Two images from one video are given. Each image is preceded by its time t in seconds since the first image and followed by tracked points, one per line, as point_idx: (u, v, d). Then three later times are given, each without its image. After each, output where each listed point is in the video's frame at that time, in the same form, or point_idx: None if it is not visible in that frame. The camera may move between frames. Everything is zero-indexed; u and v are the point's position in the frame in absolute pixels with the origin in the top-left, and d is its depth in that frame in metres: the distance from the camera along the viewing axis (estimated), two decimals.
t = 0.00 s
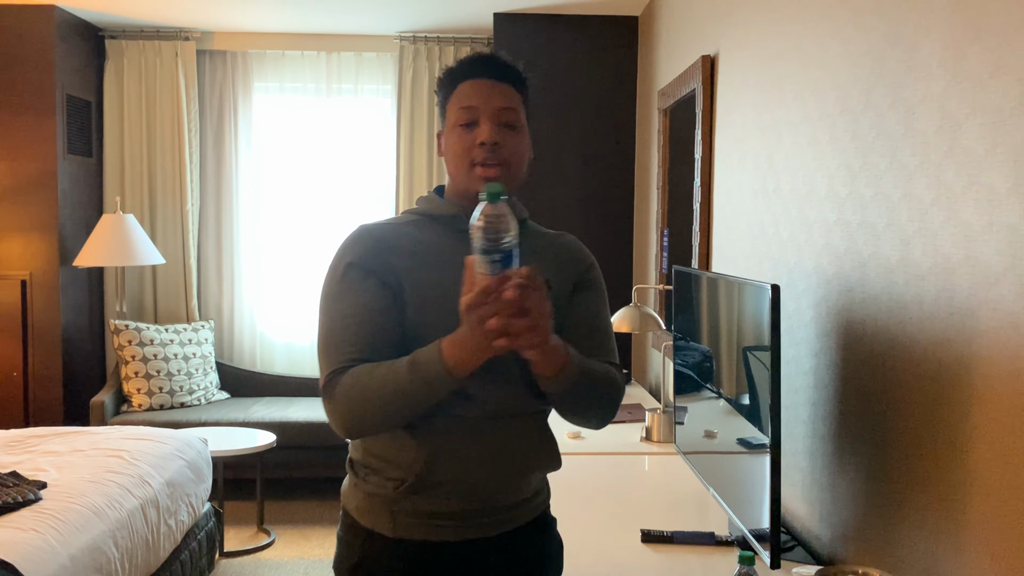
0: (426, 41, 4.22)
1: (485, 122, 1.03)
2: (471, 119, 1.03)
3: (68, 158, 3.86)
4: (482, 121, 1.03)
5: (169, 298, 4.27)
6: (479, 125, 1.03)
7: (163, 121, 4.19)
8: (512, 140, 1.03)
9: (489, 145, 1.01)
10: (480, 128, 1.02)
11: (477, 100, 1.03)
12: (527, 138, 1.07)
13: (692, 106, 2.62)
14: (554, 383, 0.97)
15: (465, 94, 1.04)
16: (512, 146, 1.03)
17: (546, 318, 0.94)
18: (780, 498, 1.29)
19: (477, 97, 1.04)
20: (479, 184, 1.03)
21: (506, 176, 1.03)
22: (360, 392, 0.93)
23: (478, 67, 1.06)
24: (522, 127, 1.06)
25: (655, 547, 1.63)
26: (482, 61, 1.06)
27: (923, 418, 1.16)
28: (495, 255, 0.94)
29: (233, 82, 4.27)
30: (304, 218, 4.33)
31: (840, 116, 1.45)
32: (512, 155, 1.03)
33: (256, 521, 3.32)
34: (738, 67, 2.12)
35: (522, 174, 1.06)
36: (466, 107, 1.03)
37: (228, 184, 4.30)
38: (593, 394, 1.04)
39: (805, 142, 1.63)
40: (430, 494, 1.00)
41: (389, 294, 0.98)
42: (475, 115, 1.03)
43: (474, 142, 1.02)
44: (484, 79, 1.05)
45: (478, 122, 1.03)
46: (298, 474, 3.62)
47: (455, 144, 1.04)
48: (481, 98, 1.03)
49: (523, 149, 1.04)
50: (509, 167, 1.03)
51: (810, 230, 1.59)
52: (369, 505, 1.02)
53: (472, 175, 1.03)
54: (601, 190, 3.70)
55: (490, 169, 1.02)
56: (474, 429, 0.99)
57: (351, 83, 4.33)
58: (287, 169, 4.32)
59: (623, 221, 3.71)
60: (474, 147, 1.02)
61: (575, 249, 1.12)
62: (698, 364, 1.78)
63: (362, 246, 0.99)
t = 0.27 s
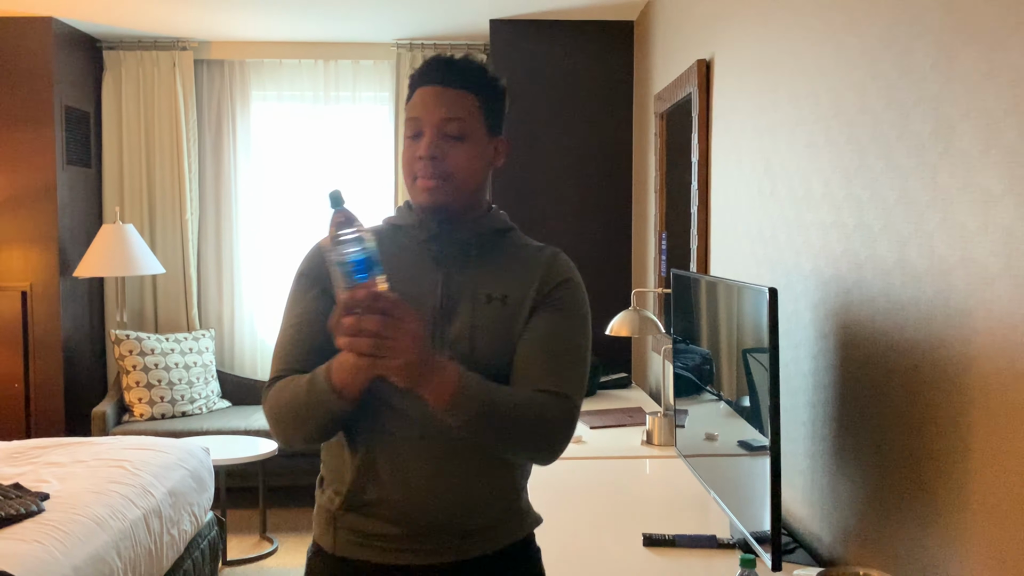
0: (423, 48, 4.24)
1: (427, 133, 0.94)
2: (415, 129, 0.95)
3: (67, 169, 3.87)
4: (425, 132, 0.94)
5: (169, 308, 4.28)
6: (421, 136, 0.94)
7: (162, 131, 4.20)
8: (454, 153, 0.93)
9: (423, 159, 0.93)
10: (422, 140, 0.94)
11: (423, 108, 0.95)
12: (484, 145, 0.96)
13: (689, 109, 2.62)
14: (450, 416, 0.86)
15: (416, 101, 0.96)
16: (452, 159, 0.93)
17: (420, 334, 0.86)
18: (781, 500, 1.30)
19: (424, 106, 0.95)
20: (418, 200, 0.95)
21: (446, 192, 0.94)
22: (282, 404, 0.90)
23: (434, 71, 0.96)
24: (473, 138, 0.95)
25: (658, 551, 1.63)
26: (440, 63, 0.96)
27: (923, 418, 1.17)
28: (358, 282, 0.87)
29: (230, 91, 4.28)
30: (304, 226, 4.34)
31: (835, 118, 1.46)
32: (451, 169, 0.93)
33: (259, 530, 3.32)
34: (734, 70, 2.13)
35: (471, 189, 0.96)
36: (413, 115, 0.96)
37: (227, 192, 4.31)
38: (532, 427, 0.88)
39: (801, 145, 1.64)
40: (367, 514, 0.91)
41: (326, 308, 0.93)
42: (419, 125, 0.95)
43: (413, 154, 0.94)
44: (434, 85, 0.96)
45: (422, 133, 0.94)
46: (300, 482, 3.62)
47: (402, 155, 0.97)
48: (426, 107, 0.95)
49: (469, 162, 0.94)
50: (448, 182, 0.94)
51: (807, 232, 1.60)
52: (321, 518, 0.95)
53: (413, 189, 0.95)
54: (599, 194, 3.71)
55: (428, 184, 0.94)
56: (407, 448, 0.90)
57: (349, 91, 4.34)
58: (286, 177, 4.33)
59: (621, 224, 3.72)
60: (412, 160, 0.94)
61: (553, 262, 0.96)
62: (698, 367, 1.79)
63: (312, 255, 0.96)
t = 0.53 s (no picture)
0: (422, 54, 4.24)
1: (386, 140, 0.94)
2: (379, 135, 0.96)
3: (67, 178, 3.87)
4: (385, 139, 0.95)
5: (170, 315, 4.28)
6: (382, 143, 0.95)
7: (161, 139, 4.21)
8: (408, 158, 0.93)
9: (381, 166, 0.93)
10: (382, 147, 0.95)
11: (384, 113, 0.95)
12: (448, 148, 0.95)
13: (687, 114, 2.63)
14: (355, 429, 0.80)
15: (382, 107, 0.97)
16: (406, 164, 0.93)
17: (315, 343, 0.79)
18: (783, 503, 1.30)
19: (385, 111, 0.95)
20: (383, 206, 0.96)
21: (405, 197, 0.94)
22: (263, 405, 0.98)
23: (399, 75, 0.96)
24: (430, 139, 0.93)
25: (660, 555, 1.63)
26: (405, 66, 0.96)
27: (923, 420, 1.17)
28: (237, 307, 0.90)
29: (230, 99, 4.29)
30: (304, 232, 4.34)
31: (833, 122, 1.46)
32: (406, 174, 0.93)
33: (261, 537, 3.32)
34: (732, 74, 2.13)
35: (432, 191, 0.95)
36: (377, 122, 0.96)
37: (227, 200, 4.31)
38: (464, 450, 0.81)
39: (799, 149, 1.64)
40: (348, 517, 0.93)
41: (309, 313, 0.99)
42: (381, 131, 0.95)
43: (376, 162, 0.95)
44: (399, 87, 0.95)
45: (383, 139, 0.95)
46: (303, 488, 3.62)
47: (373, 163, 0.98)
48: (386, 113, 0.95)
49: (423, 165, 0.93)
50: (404, 188, 0.94)
51: (807, 236, 1.60)
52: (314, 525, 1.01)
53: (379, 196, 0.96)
54: (599, 198, 3.71)
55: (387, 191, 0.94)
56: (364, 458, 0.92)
57: (348, 98, 4.35)
58: (286, 184, 4.34)
59: (621, 228, 3.72)
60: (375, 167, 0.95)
61: (523, 272, 0.90)
62: (699, 371, 1.79)
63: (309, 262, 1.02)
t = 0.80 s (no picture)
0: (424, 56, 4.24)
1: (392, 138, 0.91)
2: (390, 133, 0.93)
3: (70, 182, 3.88)
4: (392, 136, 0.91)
5: (173, 319, 4.28)
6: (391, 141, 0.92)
7: (164, 142, 4.21)
8: (406, 158, 0.89)
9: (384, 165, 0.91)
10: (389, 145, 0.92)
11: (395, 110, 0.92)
12: (452, 148, 0.89)
13: (689, 116, 2.63)
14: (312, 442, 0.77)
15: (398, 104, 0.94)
16: (404, 164, 0.89)
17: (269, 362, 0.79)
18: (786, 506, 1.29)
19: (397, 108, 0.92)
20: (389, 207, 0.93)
21: (405, 198, 0.91)
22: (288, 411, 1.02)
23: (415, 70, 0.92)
24: (431, 139, 0.88)
25: (664, 558, 1.63)
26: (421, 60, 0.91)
27: (928, 422, 1.16)
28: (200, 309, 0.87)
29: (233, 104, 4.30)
30: (307, 235, 4.35)
31: (836, 124, 1.46)
32: (403, 175, 0.90)
33: (264, 541, 3.32)
34: (734, 76, 2.13)
35: (431, 194, 0.90)
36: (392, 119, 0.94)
37: (230, 203, 4.32)
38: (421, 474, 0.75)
39: (802, 150, 1.64)
40: (353, 528, 0.94)
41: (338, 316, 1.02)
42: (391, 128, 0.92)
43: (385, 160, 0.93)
44: (411, 84, 0.91)
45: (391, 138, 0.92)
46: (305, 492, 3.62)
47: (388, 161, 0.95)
48: (396, 110, 0.91)
49: (420, 166, 0.89)
50: (402, 188, 0.90)
51: (810, 237, 1.60)
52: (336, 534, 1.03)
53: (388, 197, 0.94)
54: (601, 201, 3.71)
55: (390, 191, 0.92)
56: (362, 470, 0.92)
57: (350, 101, 4.36)
58: (288, 187, 4.34)
59: (623, 231, 3.72)
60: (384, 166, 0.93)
61: (510, 287, 0.81)
62: (703, 373, 1.79)
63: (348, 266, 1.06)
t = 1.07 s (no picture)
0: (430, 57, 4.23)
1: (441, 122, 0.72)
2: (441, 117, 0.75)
3: (78, 184, 3.90)
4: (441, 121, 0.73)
5: (180, 320, 4.29)
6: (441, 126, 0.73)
7: (171, 144, 4.23)
8: (452, 146, 0.70)
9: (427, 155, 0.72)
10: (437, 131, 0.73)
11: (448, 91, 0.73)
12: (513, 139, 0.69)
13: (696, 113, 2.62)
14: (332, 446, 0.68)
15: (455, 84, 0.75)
16: (449, 155, 0.70)
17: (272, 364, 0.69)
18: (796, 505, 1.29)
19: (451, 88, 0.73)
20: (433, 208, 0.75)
21: (447, 195, 0.71)
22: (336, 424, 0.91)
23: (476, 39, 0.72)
24: (485, 126, 0.69)
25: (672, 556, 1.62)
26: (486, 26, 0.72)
27: (938, 420, 1.15)
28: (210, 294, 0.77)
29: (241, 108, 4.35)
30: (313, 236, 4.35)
31: (844, 120, 1.45)
32: (448, 166, 0.70)
33: (272, 541, 3.33)
34: (741, 73, 2.12)
35: (479, 193, 0.70)
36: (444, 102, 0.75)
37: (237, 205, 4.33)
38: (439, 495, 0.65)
39: (809, 148, 1.63)
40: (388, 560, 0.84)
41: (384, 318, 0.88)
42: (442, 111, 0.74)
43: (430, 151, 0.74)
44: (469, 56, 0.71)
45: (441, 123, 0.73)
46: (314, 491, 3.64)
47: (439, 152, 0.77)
48: (449, 90, 0.73)
49: (469, 158, 0.69)
50: (445, 183, 0.71)
51: (818, 235, 1.59)
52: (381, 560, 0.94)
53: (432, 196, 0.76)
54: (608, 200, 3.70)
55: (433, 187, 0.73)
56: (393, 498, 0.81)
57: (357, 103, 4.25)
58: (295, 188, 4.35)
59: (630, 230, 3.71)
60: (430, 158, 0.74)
61: (556, 288, 0.66)
62: (710, 372, 1.78)
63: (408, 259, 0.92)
